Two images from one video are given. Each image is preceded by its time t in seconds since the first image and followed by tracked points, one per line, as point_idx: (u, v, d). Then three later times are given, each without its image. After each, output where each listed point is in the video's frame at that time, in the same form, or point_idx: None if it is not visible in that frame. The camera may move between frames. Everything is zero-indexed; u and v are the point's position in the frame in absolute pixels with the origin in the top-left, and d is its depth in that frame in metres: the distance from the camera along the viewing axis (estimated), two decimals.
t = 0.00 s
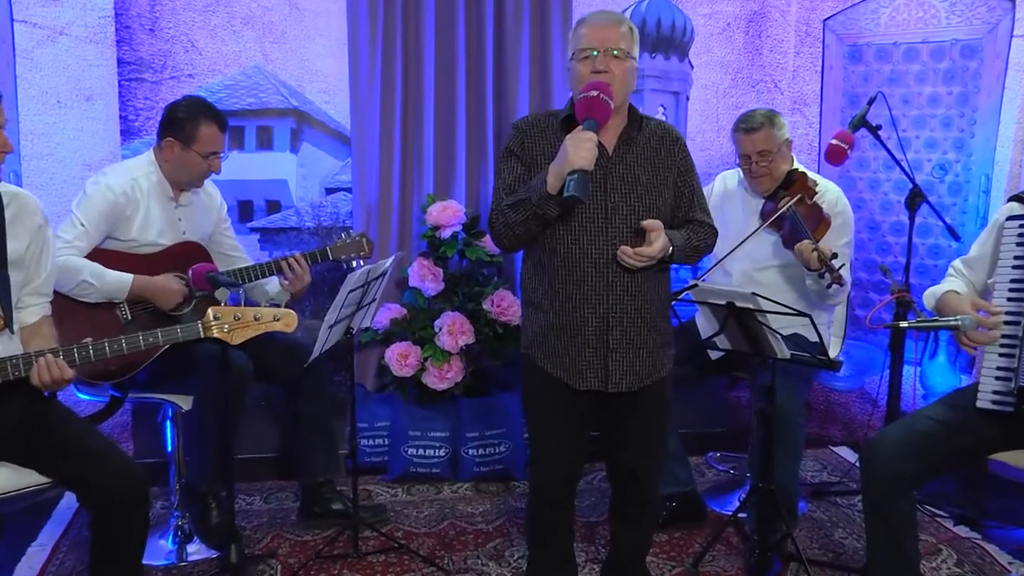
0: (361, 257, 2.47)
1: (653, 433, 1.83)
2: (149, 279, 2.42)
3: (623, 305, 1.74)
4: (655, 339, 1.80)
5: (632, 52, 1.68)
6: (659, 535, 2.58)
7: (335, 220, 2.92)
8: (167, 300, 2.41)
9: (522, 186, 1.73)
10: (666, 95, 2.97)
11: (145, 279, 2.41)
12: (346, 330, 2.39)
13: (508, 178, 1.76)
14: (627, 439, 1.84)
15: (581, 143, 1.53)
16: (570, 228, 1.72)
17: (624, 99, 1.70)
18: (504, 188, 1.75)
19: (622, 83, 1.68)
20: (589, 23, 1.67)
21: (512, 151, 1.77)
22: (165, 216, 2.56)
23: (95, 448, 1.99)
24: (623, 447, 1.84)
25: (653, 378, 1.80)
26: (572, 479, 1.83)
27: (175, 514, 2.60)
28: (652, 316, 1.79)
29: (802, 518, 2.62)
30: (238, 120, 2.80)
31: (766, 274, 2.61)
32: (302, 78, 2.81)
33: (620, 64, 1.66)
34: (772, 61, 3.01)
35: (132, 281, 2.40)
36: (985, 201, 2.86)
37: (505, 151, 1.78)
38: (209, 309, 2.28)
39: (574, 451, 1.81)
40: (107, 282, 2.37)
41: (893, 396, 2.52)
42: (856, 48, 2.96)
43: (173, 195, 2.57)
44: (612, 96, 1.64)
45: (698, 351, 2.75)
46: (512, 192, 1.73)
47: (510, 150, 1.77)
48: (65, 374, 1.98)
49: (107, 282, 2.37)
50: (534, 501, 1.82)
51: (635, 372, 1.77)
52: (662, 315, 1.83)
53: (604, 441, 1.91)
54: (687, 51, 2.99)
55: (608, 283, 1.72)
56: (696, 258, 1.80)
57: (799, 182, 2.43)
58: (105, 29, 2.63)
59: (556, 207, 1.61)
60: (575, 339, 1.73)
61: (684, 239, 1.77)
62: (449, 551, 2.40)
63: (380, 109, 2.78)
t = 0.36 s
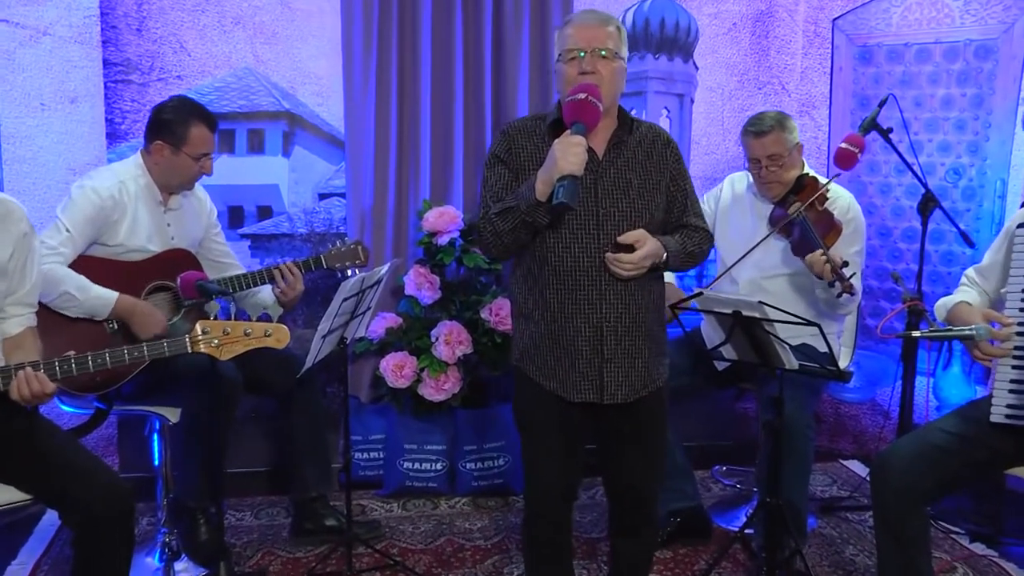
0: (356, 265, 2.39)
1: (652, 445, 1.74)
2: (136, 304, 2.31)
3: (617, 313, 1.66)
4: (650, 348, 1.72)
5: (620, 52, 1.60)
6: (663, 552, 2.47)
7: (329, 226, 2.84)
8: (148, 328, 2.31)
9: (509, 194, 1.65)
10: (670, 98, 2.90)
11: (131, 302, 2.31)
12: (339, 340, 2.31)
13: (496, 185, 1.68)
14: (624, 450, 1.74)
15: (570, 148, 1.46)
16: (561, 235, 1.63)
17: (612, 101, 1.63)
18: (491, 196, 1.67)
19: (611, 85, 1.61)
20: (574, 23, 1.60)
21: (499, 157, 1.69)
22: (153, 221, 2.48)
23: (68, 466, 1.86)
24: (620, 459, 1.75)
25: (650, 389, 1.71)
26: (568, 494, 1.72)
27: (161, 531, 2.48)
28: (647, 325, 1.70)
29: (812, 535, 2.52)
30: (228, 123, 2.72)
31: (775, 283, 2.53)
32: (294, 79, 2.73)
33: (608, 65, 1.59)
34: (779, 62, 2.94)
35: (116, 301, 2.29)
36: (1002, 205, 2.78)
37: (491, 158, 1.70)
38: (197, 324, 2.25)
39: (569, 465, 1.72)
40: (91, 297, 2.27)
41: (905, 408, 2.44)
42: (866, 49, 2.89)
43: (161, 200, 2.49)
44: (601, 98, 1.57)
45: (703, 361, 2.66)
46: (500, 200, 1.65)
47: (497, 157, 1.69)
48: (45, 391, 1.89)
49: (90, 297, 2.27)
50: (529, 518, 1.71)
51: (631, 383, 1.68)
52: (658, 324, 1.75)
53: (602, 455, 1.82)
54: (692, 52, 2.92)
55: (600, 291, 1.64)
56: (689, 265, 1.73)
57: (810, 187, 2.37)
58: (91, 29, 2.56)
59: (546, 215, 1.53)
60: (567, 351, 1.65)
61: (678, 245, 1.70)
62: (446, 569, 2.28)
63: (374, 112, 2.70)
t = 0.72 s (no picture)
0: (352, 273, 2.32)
1: (648, 460, 1.64)
2: (127, 295, 2.24)
3: (609, 324, 1.58)
4: (644, 358, 1.64)
5: (609, 52, 1.53)
6: (666, 568, 2.37)
7: (322, 231, 2.76)
8: (144, 318, 2.24)
9: (497, 202, 1.57)
10: (674, 99, 2.82)
11: (123, 294, 2.23)
12: (333, 349, 2.23)
13: (482, 193, 1.60)
14: (620, 463, 1.65)
15: (558, 155, 1.38)
16: (550, 244, 1.56)
17: (600, 105, 1.56)
18: (478, 205, 1.59)
19: (599, 88, 1.53)
20: (561, 23, 1.52)
21: (485, 164, 1.61)
22: (143, 224, 2.39)
23: (46, 476, 1.77)
24: (616, 474, 1.66)
25: (644, 401, 1.63)
26: (564, 511, 1.63)
27: (150, 545, 2.40)
28: (641, 334, 1.63)
29: (821, 549, 2.44)
30: (218, 125, 2.65)
31: (784, 291, 2.45)
32: (287, 80, 2.66)
33: (596, 66, 1.51)
34: (787, 62, 2.87)
35: (106, 295, 2.22)
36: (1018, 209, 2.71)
37: (477, 164, 1.62)
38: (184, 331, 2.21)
39: (564, 481, 1.62)
40: (80, 295, 2.19)
41: (917, 418, 2.36)
42: (876, 48, 2.83)
43: (150, 203, 2.41)
44: (589, 102, 1.50)
45: (707, 369, 2.58)
46: (488, 208, 1.57)
47: (483, 163, 1.61)
48: (26, 401, 1.79)
49: (80, 295, 2.20)
50: (525, 539, 1.62)
51: (625, 394, 1.60)
52: (652, 333, 1.67)
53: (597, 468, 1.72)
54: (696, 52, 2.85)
55: (592, 301, 1.56)
56: (682, 275, 1.66)
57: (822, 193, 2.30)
58: (76, 28, 2.49)
59: (534, 225, 1.46)
60: (558, 363, 1.57)
61: (670, 255, 1.63)
62: None
63: (369, 113, 2.63)
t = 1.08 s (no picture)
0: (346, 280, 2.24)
1: (646, 476, 1.55)
2: (111, 313, 2.15)
3: (602, 333, 1.50)
4: (638, 368, 1.56)
5: (601, 53, 1.45)
6: None
7: (316, 236, 2.68)
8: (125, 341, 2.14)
9: (485, 206, 1.48)
10: (679, 100, 2.77)
11: (106, 311, 2.14)
12: (326, 357, 2.16)
13: (471, 198, 1.51)
14: (615, 478, 1.57)
15: (552, 158, 1.31)
16: (541, 249, 1.47)
17: (592, 106, 1.48)
18: (466, 209, 1.50)
19: (592, 90, 1.45)
20: (552, 22, 1.45)
21: (473, 167, 1.52)
22: (132, 229, 2.30)
23: (26, 488, 1.67)
24: (611, 491, 1.57)
25: (638, 412, 1.55)
26: (559, 528, 1.54)
27: (134, 562, 2.29)
28: (634, 343, 1.55)
29: (832, 566, 2.34)
30: (207, 127, 2.57)
31: (792, 301, 2.38)
32: (278, 80, 2.59)
33: (588, 67, 1.44)
34: (795, 62, 2.80)
35: (89, 311, 2.12)
36: None
37: (464, 167, 1.53)
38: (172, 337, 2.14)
39: (558, 498, 1.53)
40: (62, 311, 2.09)
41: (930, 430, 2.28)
42: (887, 48, 2.75)
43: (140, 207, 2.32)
44: (582, 104, 1.42)
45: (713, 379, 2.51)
46: (476, 213, 1.48)
47: (471, 166, 1.52)
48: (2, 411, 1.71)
49: (62, 309, 2.10)
50: (519, 559, 1.52)
51: (619, 405, 1.52)
52: (645, 343, 1.59)
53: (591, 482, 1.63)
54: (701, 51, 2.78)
55: (584, 310, 1.48)
56: (675, 284, 1.58)
57: (836, 203, 2.25)
58: (60, 27, 2.42)
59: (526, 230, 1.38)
60: (550, 374, 1.48)
61: (663, 263, 1.56)
62: None
63: (363, 114, 2.56)
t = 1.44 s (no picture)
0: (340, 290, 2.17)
1: (644, 494, 1.47)
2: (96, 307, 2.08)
3: (597, 344, 1.43)
4: (633, 379, 1.49)
5: (594, 57, 1.38)
6: None
7: (309, 244, 2.61)
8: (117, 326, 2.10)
9: (476, 215, 1.40)
10: (682, 103, 2.70)
11: (94, 307, 2.08)
12: (319, 369, 2.09)
13: (461, 207, 1.43)
14: (613, 495, 1.48)
15: (548, 165, 1.24)
16: (534, 258, 1.40)
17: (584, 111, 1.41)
18: (455, 218, 1.42)
19: (585, 96, 1.38)
20: (543, 25, 1.38)
21: (463, 174, 1.44)
22: (117, 236, 2.23)
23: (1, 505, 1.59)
24: (608, 508, 1.49)
25: (633, 424, 1.48)
26: (556, 547, 1.46)
27: None
28: (629, 353, 1.48)
29: None
30: (197, 131, 2.51)
31: (804, 312, 2.31)
32: (270, 83, 2.53)
33: (581, 72, 1.37)
34: (803, 64, 2.73)
35: (76, 308, 2.06)
36: None
37: (453, 174, 1.45)
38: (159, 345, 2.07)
39: (552, 516, 1.44)
40: (47, 310, 2.02)
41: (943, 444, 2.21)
42: (897, 49, 2.70)
43: (126, 212, 2.25)
44: (576, 110, 1.35)
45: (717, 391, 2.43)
46: (467, 221, 1.40)
47: (460, 173, 1.44)
48: None
49: (47, 309, 2.03)
50: None
51: (613, 417, 1.45)
52: (640, 354, 1.52)
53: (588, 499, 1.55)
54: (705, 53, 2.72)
55: (578, 320, 1.41)
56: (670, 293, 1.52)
57: (849, 206, 2.20)
58: (45, 28, 2.36)
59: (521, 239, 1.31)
60: (543, 387, 1.41)
61: (657, 271, 1.49)
62: None
63: (358, 117, 2.50)
